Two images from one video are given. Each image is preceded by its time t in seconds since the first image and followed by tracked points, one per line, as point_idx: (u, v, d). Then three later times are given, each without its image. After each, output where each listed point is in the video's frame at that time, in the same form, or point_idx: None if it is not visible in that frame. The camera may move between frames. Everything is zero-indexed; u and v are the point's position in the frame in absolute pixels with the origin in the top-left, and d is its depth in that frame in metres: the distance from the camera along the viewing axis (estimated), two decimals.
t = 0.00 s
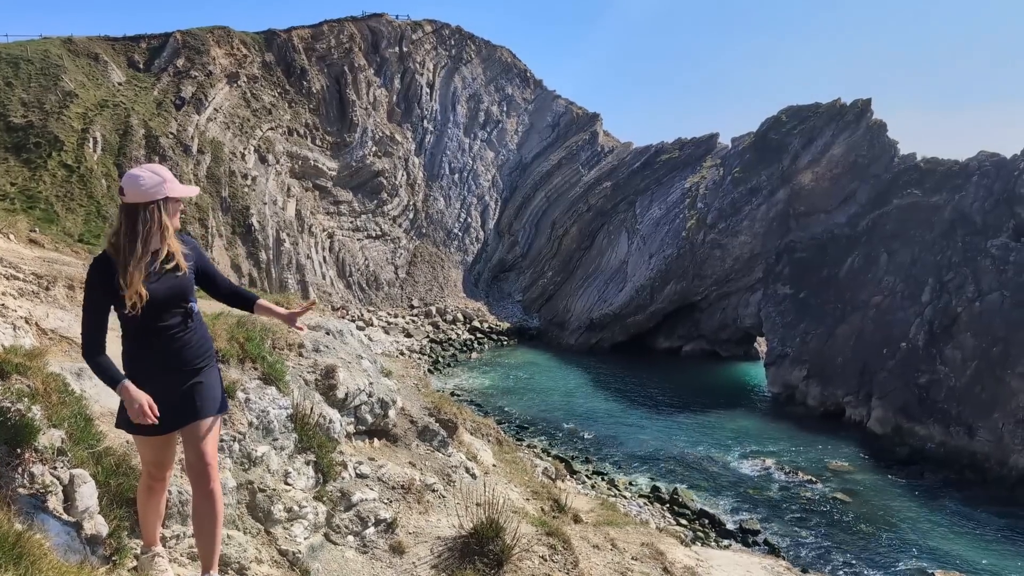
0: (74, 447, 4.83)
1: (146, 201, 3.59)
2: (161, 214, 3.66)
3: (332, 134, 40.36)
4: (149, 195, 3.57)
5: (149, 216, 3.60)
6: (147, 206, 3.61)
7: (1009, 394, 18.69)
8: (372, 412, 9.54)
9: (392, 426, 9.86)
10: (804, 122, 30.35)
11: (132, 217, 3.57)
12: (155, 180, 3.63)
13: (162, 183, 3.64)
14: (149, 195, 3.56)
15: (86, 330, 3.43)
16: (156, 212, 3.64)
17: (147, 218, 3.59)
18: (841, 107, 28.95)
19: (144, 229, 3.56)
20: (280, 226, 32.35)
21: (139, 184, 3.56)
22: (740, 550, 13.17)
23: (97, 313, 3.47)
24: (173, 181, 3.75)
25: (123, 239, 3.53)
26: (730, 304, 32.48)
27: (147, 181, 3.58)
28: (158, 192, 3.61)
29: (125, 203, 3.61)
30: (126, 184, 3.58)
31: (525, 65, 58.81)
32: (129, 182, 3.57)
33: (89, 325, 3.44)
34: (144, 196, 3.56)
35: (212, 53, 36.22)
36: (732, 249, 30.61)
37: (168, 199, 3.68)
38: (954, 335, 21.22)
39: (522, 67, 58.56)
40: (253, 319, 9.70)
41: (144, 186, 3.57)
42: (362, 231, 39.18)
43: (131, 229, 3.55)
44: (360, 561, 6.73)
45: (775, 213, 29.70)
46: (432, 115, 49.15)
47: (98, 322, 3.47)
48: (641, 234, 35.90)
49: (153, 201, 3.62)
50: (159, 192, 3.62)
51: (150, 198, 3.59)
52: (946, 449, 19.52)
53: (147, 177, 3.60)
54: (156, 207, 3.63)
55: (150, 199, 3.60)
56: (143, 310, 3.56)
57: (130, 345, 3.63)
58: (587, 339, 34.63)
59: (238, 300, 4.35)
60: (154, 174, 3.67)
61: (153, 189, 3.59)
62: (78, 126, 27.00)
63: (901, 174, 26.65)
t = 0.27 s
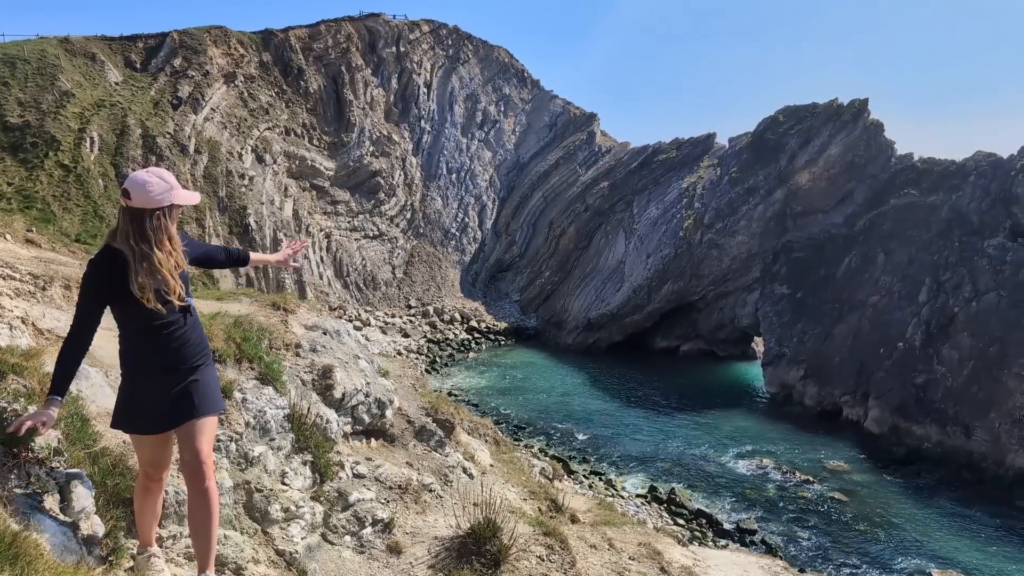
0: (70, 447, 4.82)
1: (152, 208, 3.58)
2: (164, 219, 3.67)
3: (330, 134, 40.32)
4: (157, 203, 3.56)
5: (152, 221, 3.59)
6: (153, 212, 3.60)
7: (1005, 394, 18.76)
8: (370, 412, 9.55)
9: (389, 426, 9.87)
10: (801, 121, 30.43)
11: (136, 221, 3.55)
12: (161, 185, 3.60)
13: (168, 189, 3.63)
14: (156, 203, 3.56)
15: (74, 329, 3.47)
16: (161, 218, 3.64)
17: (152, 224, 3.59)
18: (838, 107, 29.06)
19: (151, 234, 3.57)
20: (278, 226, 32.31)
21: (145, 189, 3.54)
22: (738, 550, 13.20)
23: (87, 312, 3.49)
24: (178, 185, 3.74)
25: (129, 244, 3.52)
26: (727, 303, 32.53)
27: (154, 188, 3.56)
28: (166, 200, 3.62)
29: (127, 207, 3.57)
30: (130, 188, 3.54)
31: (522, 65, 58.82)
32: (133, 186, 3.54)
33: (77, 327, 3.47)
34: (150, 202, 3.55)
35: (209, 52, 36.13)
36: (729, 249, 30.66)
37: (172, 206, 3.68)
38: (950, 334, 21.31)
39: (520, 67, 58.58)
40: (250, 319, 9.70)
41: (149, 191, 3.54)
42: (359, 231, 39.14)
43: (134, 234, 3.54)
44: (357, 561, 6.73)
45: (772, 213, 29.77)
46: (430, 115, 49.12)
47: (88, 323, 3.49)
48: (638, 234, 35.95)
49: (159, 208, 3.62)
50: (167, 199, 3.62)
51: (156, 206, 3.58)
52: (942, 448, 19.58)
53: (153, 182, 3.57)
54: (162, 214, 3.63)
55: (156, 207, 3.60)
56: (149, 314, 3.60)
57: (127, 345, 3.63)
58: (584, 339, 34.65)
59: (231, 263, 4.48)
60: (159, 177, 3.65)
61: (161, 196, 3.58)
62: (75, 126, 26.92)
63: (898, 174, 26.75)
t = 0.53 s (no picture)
0: (68, 447, 4.81)
1: (156, 213, 3.58)
2: (168, 223, 3.66)
3: (328, 134, 40.29)
4: (163, 208, 3.57)
5: (154, 224, 3.59)
6: (158, 218, 3.61)
7: (1003, 394, 18.79)
8: (368, 413, 9.56)
9: (387, 426, 9.87)
10: (800, 121, 30.45)
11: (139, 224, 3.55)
12: (168, 190, 3.61)
13: (175, 195, 3.65)
14: (160, 208, 3.55)
15: (70, 327, 3.46)
16: (165, 223, 3.65)
17: (157, 230, 3.59)
18: (836, 107, 29.07)
19: (155, 238, 3.58)
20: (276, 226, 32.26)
21: (151, 193, 3.53)
22: (736, 550, 13.21)
23: (83, 311, 3.47)
24: (184, 191, 3.74)
25: (131, 245, 3.50)
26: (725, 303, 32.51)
27: (159, 193, 3.55)
28: (172, 206, 3.63)
29: (132, 210, 3.56)
30: (135, 191, 3.53)
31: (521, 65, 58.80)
32: (139, 189, 3.53)
33: (72, 325, 3.45)
34: (157, 208, 3.56)
35: (207, 52, 36.07)
36: (727, 249, 30.66)
37: (177, 211, 3.69)
38: (949, 334, 21.32)
39: (518, 67, 58.61)
40: (248, 319, 9.69)
41: (155, 196, 3.55)
42: (358, 232, 39.11)
43: (137, 236, 3.53)
44: (355, 562, 6.74)
45: (770, 213, 29.79)
46: (428, 115, 49.09)
47: (84, 320, 3.48)
48: (637, 234, 35.97)
49: (165, 213, 3.63)
50: (172, 205, 3.62)
51: (162, 211, 3.59)
52: (940, 448, 19.61)
53: (159, 186, 3.57)
54: (165, 219, 3.63)
55: (163, 213, 3.61)
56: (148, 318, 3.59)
57: (125, 345, 3.64)
58: (583, 339, 34.64)
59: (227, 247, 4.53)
60: (164, 182, 3.64)
61: (167, 203, 3.59)
62: (73, 126, 26.87)
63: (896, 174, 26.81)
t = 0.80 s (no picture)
0: (66, 447, 4.81)
1: (155, 215, 3.57)
2: (166, 226, 3.65)
3: (327, 134, 40.28)
4: (162, 210, 3.56)
5: (154, 227, 3.58)
6: (158, 220, 3.60)
7: (1002, 393, 18.81)
8: (366, 413, 9.57)
9: (386, 426, 9.87)
10: (798, 121, 30.47)
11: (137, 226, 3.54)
12: (167, 192, 3.60)
13: (174, 197, 3.63)
14: (159, 210, 3.54)
15: (70, 328, 3.46)
16: (164, 226, 3.64)
17: (156, 232, 3.59)
18: (835, 107, 29.08)
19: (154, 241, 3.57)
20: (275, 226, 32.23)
21: (149, 195, 3.53)
22: (735, 550, 13.22)
23: (83, 312, 3.48)
24: (184, 194, 3.73)
25: (129, 247, 3.49)
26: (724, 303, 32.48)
27: (158, 195, 3.54)
28: (170, 208, 3.61)
29: (131, 213, 3.56)
30: (134, 193, 3.52)
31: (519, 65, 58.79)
32: (138, 191, 3.53)
33: (72, 326, 3.46)
34: (155, 210, 3.55)
35: (206, 52, 36.03)
36: (726, 249, 30.67)
37: (176, 214, 3.68)
38: (948, 334, 21.34)
39: (517, 67, 58.62)
40: (246, 319, 9.68)
41: (154, 198, 3.54)
42: (357, 232, 39.09)
43: (136, 238, 3.52)
44: (353, 562, 6.74)
45: (769, 213, 29.82)
46: (427, 115, 49.08)
47: (84, 322, 3.48)
48: (636, 234, 35.99)
49: (163, 216, 3.62)
50: (170, 207, 3.61)
51: (160, 213, 3.58)
52: (939, 448, 19.62)
53: (159, 189, 3.57)
54: (164, 221, 3.62)
55: (161, 215, 3.60)
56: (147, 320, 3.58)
57: (126, 345, 3.64)
58: (582, 339, 34.65)
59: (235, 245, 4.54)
60: (164, 185, 3.63)
61: (166, 205, 3.58)
62: (72, 126, 26.84)
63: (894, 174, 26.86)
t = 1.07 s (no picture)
0: (64, 447, 4.81)
1: (154, 219, 3.56)
2: (165, 230, 3.64)
3: (327, 134, 40.30)
4: (161, 213, 3.56)
5: (154, 229, 3.58)
6: (157, 224, 3.60)
7: (1002, 393, 18.79)
8: (365, 413, 9.58)
9: (384, 426, 9.85)
10: (798, 121, 30.48)
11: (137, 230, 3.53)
12: (167, 196, 3.60)
13: (174, 201, 3.63)
14: (157, 213, 3.54)
15: (69, 330, 3.46)
16: (163, 230, 3.63)
17: (156, 235, 3.58)
18: (835, 107, 29.09)
19: (154, 244, 3.56)
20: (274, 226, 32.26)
21: (149, 199, 3.52)
22: (734, 550, 13.22)
23: (81, 313, 3.47)
24: (183, 198, 3.72)
25: (127, 249, 3.48)
26: (724, 303, 32.45)
27: (158, 199, 3.54)
28: (170, 213, 3.61)
29: (131, 216, 3.55)
30: (134, 196, 3.52)
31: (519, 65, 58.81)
32: (137, 194, 3.53)
33: (71, 327, 3.46)
34: (155, 213, 3.54)
35: (206, 52, 36.03)
36: (726, 249, 30.67)
37: (176, 217, 3.68)
38: (947, 334, 21.34)
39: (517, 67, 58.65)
40: (245, 319, 9.68)
41: (153, 201, 3.54)
42: (356, 232, 39.10)
43: (134, 241, 3.51)
44: (352, 562, 6.74)
45: (769, 213, 29.83)
46: (427, 115, 49.10)
47: (83, 323, 3.48)
48: (635, 234, 36.00)
49: (163, 219, 3.61)
50: (170, 211, 3.61)
51: (160, 217, 3.57)
52: (938, 448, 19.62)
53: (158, 192, 3.57)
54: (162, 225, 3.62)
55: (161, 219, 3.59)
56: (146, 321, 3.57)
57: (127, 346, 3.64)
58: (581, 339, 34.64)
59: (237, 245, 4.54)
60: (163, 188, 3.63)
61: (165, 208, 3.57)
62: (71, 126, 26.84)
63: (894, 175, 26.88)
